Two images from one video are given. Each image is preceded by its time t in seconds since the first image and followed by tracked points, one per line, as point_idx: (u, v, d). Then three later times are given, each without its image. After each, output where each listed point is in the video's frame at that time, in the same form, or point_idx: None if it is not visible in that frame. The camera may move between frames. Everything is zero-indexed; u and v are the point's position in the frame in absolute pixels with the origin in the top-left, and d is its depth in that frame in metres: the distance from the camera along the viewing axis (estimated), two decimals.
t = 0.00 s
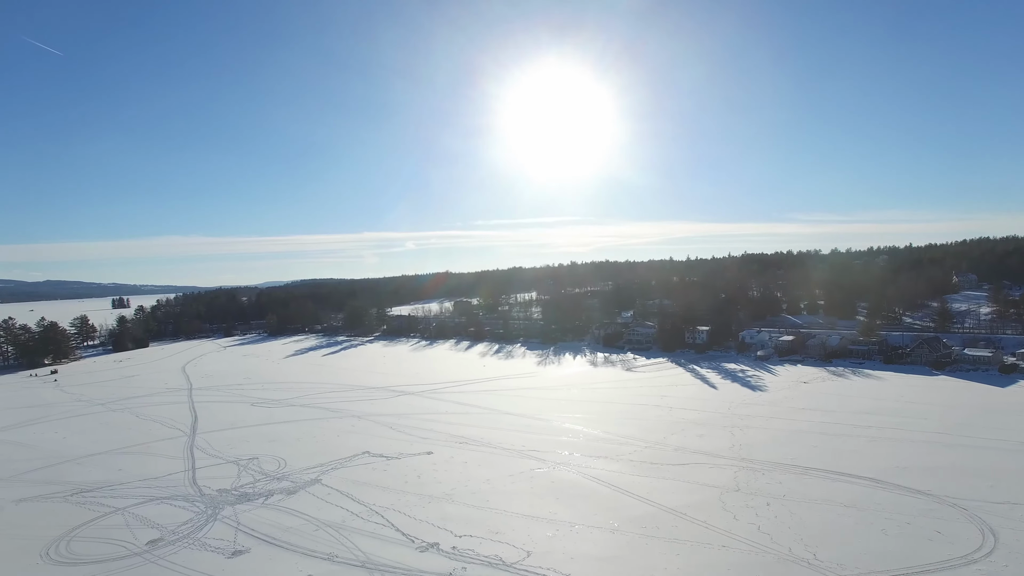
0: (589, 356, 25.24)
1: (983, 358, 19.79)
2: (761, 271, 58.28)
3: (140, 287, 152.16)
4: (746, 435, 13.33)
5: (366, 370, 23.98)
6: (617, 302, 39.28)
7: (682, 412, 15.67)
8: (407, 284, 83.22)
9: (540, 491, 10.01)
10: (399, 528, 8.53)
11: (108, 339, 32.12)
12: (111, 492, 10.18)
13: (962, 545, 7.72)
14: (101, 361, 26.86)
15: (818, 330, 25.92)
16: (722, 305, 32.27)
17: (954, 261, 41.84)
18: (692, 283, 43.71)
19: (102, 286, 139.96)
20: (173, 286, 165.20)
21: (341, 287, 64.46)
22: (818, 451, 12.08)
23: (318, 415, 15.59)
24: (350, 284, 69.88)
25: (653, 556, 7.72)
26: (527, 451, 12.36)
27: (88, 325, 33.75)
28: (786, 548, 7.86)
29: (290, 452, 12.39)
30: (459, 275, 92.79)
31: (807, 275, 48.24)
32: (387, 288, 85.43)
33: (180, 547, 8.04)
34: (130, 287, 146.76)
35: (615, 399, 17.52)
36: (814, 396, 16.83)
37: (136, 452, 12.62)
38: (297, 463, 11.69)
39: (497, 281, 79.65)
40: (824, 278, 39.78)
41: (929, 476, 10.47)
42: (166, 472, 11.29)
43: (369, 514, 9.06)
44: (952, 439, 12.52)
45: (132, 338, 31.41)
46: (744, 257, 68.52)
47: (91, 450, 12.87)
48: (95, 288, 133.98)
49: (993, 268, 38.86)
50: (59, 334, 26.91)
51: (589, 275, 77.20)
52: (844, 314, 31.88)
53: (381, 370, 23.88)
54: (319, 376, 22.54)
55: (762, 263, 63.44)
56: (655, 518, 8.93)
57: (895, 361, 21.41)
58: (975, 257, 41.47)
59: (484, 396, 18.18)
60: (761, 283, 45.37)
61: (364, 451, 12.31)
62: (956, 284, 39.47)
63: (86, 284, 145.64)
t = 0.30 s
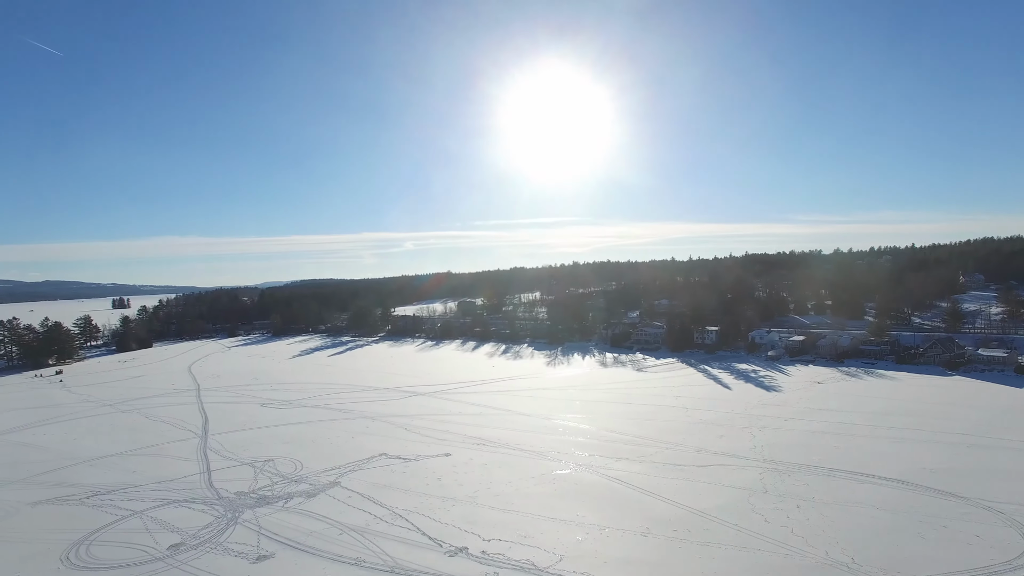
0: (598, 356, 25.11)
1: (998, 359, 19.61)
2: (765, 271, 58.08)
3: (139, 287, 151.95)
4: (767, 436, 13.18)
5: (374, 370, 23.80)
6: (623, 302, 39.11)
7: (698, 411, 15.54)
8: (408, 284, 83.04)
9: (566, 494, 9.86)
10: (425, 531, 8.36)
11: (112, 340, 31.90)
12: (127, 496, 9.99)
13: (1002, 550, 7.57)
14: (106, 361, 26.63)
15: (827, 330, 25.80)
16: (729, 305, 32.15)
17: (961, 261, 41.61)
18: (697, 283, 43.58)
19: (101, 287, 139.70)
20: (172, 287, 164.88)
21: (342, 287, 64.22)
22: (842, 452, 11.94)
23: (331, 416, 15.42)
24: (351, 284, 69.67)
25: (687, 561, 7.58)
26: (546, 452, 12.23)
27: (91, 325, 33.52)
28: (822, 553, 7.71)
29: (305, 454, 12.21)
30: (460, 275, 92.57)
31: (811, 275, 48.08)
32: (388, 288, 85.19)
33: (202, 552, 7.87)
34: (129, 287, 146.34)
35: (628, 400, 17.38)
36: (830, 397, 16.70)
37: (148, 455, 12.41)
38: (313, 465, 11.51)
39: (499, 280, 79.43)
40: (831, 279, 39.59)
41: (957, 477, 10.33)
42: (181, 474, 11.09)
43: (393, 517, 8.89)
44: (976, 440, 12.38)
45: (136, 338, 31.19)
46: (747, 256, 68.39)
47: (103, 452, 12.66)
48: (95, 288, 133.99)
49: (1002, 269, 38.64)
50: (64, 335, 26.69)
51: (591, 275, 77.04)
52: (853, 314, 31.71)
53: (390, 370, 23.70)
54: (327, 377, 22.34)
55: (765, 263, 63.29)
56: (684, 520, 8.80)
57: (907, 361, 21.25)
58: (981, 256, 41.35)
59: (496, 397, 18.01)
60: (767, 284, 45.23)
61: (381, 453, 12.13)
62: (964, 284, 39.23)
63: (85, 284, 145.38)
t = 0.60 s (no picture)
0: (607, 356, 24.95)
1: (1011, 359, 19.49)
2: (768, 271, 57.93)
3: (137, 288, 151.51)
4: (786, 437, 13.05)
5: (381, 370, 23.64)
6: (628, 302, 38.96)
7: (714, 412, 15.41)
8: (409, 284, 82.81)
9: (590, 496, 9.72)
10: (452, 535, 8.21)
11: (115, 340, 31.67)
12: (142, 498, 9.79)
13: None
14: (110, 361, 26.40)
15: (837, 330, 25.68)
16: (736, 305, 32.02)
17: (967, 260, 41.50)
18: (702, 283, 43.47)
19: (99, 286, 139.21)
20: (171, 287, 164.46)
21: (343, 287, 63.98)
22: (865, 453, 11.81)
23: (344, 417, 15.26)
24: (352, 284, 69.43)
25: (721, 563, 7.45)
26: (566, 454, 12.08)
27: (94, 325, 33.30)
28: (858, 555, 7.58)
29: (321, 456, 12.04)
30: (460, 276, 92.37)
31: (816, 275, 47.98)
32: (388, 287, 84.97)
33: (225, 556, 7.70)
34: (127, 287, 145.88)
35: (641, 400, 17.25)
36: (845, 397, 16.57)
37: (161, 456, 12.23)
38: (330, 466, 11.33)
39: (499, 280, 79.22)
40: (837, 279, 39.47)
41: (985, 479, 10.20)
42: (196, 477, 10.91)
43: (417, 520, 8.73)
44: (999, 440, 12.25)
45: (139, 338, 30.98)
46: (749, 256, 68.27)
47: (114, 454, 12.47)
48: (93, 288, 133.62)
49: (1008, 268, 38.51)
50: (68, 335, 26.48)
51: (592, 275, 76.88)
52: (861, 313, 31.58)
53: (397, 370, 23.55)
54: (335, 377, 22.17)
55: (767, 263, 63.18)
56: (714, 522, 8.68)
57: (919, 361, 21.14)
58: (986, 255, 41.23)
59: (508, 397, 17.86)
60: (772, 283, 45.11)
61: (398, 455, 11.95)
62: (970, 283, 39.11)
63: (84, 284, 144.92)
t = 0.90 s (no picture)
0: (616, 357, 24.80)
1: None
2: (771, 271, 57.85)
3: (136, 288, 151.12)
4: (807, 438, 12.91)
5: (389, 371, 23.48)
6: (633, 302, 38.83)
7: (731, 413, 15.27)
8: (409, 284, 82.62)
9: (617, 498, 9.58)
10: (482, 538, 8.05)
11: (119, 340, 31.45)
12: (160, 501, 9.61)
13: None
14: (114, 361, 26.19)
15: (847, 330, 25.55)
16: (744, 305, 31.89)
17: (972, 260, 41.41)
18: (707, 283, 43.36)
19: (98, 286, 138.89)
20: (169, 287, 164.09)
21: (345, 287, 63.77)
22: (889, 454, 11.67)
23: (357, 418, 15.10)
24: (353, 284, 69.22)
25: (758, 567, 7.31)
26: (587, 455, 11.95)
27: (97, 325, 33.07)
28: (898, 559, 7.44)
29: (338, 458, 11.86)
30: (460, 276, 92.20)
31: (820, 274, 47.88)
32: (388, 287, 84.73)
33: (251, 561, 7.54)
34: (125, 287, 145.32)
35: (655, 400, 17.11)
36: (861, 397, 16.44)
37: (175, 458, 12.03)
38: (348, 468, 11.16)
39: (500, 280, 79.07)
40: (843, 279, 39.35)
41: (1015, 480, 10.06)
42: (213, 479, 10.72)
43: (444, 523, 8.56)
44: None
45: (143, 339, 30.77)
46: (751, 256, 68.13)
47: (127, 455, 12.27)
48: (92, 288, 133.33)
49: (1015, 268, 38.42)
50: (72, 335, 26.27)
51: (593, 275, 76.76)
52: (868, 313, 31.45)
53: (405, 371, 23.38)
54: (343, 378, 22.00)
55: (769, 263, 63.10)
56: (746, 525, 8.53)
57: (933, 361, 20.99)
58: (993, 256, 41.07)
59: (520, 398, 17.73)
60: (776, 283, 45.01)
61: (417, 457, 11.77)
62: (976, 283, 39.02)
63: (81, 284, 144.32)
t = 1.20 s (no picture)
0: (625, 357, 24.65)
1: None
2: (774, 271, 57.83)
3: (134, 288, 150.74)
4: (827, 439, 12.79)
5: (396, 371, 23.35)
6: (639, 301, 38.68)
7: (748, 413, 15.13)
8: (410, 284, 82.53)
9: (643, 499, 9.45)
10: (510, 542, 7.91)
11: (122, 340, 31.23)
12: (178, 503, 9.44)
13: None
14: (119, 362, 25.99)
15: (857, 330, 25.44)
16: (751, 305, 31.75)
17: (978, 259, 41.37)
18: (712, 283, 43.23)
19: (97, 286, 138.66)
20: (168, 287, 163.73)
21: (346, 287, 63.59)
22: (913, 455, 11.56)
23: (370, 419, 14.94)
24: (354, 284, 69.09)
25: (796, 571, 7.19)
26: (607, 456, 11.81)
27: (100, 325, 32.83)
28: (938, 563, 7.31)
29: (355, 459, 11.72)
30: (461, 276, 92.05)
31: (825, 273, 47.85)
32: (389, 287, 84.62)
33: (277, 565, 7.38)
34: (124, 287, 145.10)
35: (669, 400, 16.98)
36: (877, 397, 16.33)
37: (188, 460, 11.84)
38: (366, 470, 10.98)
39: (500, 279, 78.98)
40: (849, 280, 39.27)
41: None
42: (229, 481, 10.54)
43: (471, 526, 8.42)
44: None
45: (146, 339, 30.54)
46: (754, 256, 67.88)
47: (139, 457, 12.08)
48: (90, 288, 133.18)
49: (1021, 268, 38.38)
50: (76, 336, 26.05)
51: (594, 275, 76.67)
52: (876, 313, 31.35)
53: (413, 371, 23.25)
54: (351, 378, 21.85)
55: (772, 262, 63.07)
56: (777, 526, 8.41)
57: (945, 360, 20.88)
58: (998, 255, 40.94)
59: (532, 398, 17.61)
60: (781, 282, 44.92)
61: (435, 458, 11.61)
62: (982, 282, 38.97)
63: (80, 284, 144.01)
